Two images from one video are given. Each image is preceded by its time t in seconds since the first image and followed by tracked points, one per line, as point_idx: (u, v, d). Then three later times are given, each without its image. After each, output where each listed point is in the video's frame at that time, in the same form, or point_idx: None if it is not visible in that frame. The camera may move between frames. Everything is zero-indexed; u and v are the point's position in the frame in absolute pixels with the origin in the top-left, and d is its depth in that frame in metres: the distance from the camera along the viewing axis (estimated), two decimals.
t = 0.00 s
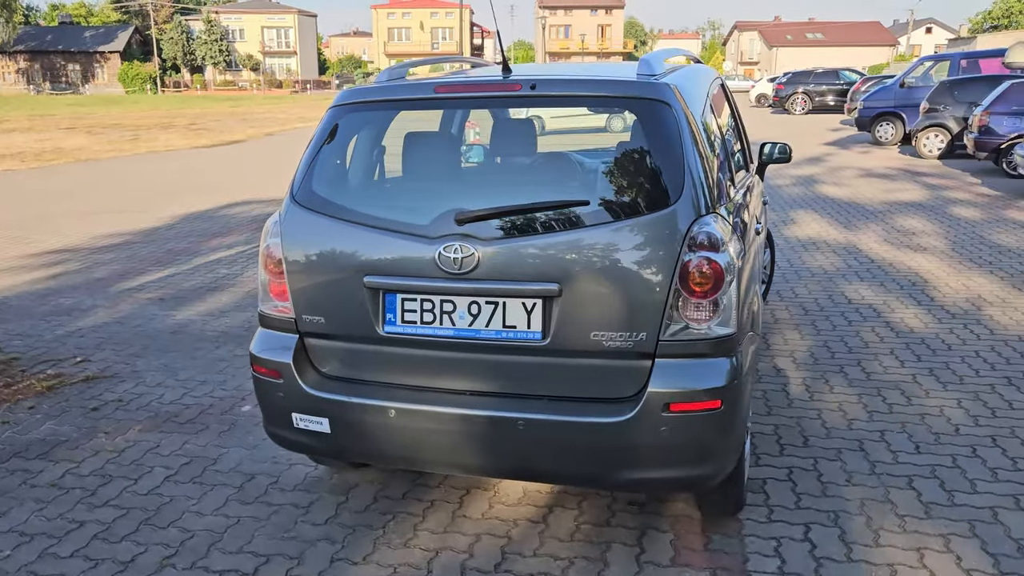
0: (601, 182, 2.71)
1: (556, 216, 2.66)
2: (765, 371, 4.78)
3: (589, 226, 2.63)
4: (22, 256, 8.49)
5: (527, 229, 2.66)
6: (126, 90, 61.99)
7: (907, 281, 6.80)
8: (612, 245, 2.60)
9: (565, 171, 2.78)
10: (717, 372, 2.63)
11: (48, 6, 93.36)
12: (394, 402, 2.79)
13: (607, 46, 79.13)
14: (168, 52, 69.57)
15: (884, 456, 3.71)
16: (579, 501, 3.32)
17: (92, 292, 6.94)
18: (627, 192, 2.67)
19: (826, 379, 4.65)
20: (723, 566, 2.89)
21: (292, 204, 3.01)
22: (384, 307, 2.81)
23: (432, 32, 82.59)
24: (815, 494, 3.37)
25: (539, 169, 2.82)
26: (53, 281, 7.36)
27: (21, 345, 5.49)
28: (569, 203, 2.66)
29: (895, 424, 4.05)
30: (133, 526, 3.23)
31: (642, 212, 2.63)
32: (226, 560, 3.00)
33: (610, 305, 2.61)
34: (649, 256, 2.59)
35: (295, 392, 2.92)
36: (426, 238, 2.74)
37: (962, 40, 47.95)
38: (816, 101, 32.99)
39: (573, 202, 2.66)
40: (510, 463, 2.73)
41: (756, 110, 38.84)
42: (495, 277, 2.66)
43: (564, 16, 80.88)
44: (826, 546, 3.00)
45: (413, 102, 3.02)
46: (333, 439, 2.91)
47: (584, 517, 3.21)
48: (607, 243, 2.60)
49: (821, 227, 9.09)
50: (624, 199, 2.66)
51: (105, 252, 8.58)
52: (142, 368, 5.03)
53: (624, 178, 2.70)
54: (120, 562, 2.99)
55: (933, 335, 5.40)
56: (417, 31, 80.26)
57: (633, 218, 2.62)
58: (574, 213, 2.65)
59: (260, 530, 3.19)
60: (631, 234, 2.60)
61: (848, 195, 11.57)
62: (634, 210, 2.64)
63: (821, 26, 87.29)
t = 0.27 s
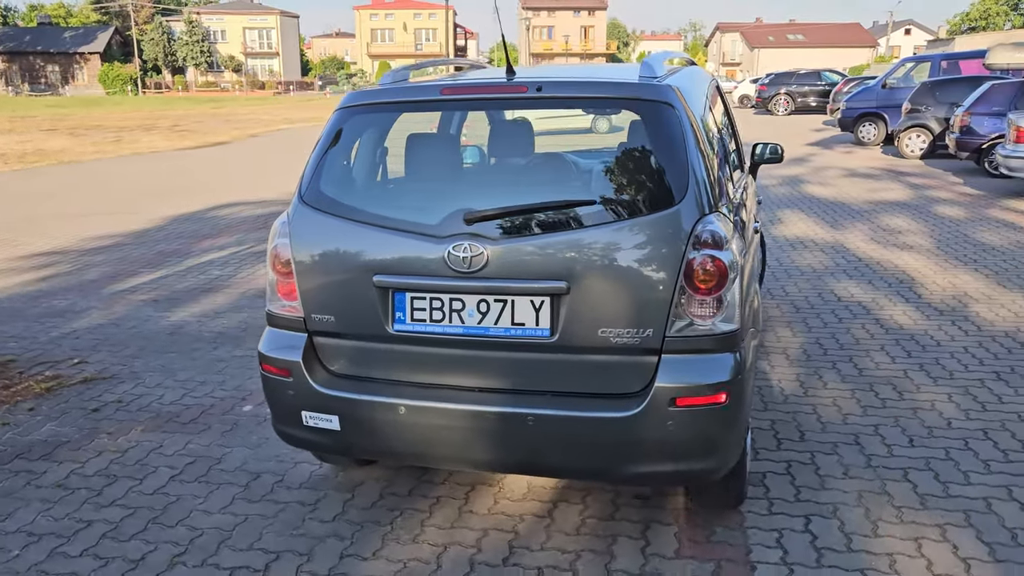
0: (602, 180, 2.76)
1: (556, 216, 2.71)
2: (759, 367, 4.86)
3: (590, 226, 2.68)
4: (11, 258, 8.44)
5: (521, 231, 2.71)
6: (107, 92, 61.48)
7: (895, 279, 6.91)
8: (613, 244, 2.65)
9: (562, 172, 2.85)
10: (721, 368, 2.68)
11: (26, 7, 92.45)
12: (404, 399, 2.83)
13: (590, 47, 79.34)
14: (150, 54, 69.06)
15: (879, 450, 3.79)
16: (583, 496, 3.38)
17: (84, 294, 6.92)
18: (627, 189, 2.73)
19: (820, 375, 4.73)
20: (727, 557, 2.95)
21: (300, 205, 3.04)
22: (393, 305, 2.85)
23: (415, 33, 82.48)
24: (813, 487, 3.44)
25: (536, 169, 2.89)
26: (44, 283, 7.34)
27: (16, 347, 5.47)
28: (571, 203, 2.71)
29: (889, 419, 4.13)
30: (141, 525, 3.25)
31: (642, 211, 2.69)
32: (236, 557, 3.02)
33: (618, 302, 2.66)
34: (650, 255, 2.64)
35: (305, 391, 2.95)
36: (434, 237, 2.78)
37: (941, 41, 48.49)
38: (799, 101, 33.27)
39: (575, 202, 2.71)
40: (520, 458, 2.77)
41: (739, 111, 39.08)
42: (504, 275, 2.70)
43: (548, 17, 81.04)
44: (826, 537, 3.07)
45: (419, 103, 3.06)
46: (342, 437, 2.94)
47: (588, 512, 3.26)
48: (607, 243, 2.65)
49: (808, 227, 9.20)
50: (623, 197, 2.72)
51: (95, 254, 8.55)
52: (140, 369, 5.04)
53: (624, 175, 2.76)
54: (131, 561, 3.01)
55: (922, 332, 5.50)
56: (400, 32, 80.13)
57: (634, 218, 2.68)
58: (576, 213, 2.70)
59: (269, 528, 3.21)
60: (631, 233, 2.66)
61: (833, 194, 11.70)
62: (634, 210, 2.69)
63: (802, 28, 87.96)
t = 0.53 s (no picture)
0: (602, 178, 2.83)
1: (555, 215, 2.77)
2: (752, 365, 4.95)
3: (590, 225, 2.74)
4: None
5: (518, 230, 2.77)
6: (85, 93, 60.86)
7: (880, 277, 7.03)
8: (612, 243, 2.71)
9: (558, 172, 2.90)
10: (724, 362, 2.75)
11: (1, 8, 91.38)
12: (413, 396, 2.88)
13: (571, 48, 79.56)
14: (128, 55, 68.45)
15: (871, 443, 3.89)
16: (585, 490, 3.44)
17: (75, 296, 6.90)
18: (626, 186, 2.80)
19: (811, 371, 4.82)
20: (729, 548, 3.02)
21: (308, 205, 3.08)
22: (402, 303, 2.90)
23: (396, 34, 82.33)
24: (809, 480, 3.52)
25: (533, 169, 2.94)
26: (34, 286, 7.30)
27: (10, 349, 5.46)
28: (570, 203, 2.78)
29: (880, 413, 4.23)
30: (149, 523, 3.27)
31: (642, 209, 2.75)
32: (246, 554, 3.06)
33: (624, 298, 2.72)
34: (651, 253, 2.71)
35: (314, 388, 2.99)
36: (443, 236, 2.83)
37: (917, 43, 49.09)
38: (780, 102, 33.56)
39: (575, 201, 2.78)
40: (528, 452, 2.83)
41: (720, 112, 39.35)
42: (511, 273, 2.76)
43: (529, 19, 81.23)
44: (824, 527, 3.15)
45: (424, 104, 3.11)
46: (351, 433, 2.98)
47: (591, 505, 3.32)
48: (604, 243, 2.71)
49: (793, 226, 9.33)
50: (621, 193, 2.79)
51: (84, 256, 8.51)
52: (138, 371, 5.05)
53: (623, 172, 2.83)
54: (141, 558, 3.04)
55: (909, 328, 5.61)
56: (382, 34, 79.98)
57: (634, 216, 2.74)
58: (576, 213, 2.76)
59: (276, 525, 3.25)
60: (631, 232, 2.72)
61: (816, 194, 11.85)
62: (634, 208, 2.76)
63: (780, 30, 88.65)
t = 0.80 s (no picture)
0: (596, 179, 2.88)
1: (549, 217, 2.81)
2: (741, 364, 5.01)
3: (586, 228, 2.78)
4: None
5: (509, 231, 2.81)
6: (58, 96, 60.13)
7: (863, 276, 7.14)
8: (607, 245, 2.76)
9: (549, 175, 2.95)
10: (721, 361, 2.81)
11: None
12: (415, 397, 2.91)
13: (550, 50, 79.76)
14: (103, 57, 67.74)
15: (861, 439, 3.96)
16: (583, 489, 3.48)
17: (60, 301, 6.84)
18: (620, 187, 2.85)
19: (798, 369, 4.90)
20: (726, 544, 3.07)
21: (308, 208, 3.09)
22: (404, 306, 2.93)
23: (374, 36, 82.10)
24: (802, 476, 3.58)
25: (525, 170, 2.99)
26: (17, 290, 7.23)
27: None
28: (564, 206, 2.82)
29: (868, 410, 4.31)
30: (148, 527, 3.27)
31: (638, 211, 2.80)
32: (248, 556, 3.07)
33: (625, 299, 2.77)
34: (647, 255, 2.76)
35: (316, 391, 3.01)
36: (444, 239, 2.86)
37: (891, 46, 49.75)
38: (757, 104, 33.85)
39: (569, 204, 2.81)
40: (530, 451, 2.87)
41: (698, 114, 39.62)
42: (513, 275, 2.79)
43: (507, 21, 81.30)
44: (818, 522, 3.21)
45: (423, 109, 3.13)
46: (353, 435, 3.01)
47: (589, 504, 3.36)
48: (598, 243, 2.76)
49: (776, 226, 9.43)
50: (615, 194, 2.83)
51: (66, 260, 8.43)
52: (128, 375, 5.02)
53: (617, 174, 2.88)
54: (142, 562, 3.04)
55: (892, 326, 5.72)
56: (360, 35, 79.73)
57: (634, 218, 2.79)
58: (571, 217, 2.80)
59: (277, 527, 3.26)
60: (626, 234, 2.77)
61: (797, 195, 11.98)
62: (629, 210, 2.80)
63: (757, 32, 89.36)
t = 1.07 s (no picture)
0: (582, 181, 2.88)
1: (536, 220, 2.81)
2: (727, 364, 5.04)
3: (576, 231, 2.78)
4: None
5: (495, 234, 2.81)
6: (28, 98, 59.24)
7: (843, 276, 7.21)
8: (596, 248, 2.76)
9: (536, 177, 2.93)
10: (714, 362, 2.81)
11: None
12: (408, 401, 2.89)
13: (525, 52, 79.91)
14: (73, 59, 66.85)
15: (848, 438, 4.00)
16: (574, 491, 3.48)
17: (37, 307, 6.74)
18: (607, 188, 2.86)
19: (784, 369, 4.94)
20: (720, 544, 3.08)
21: (297, 212, 3.06)
22: (395, 309, 2.90)
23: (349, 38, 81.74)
24: (792, 476, 3.61)
25: (511, 175, 2.96)
26: None
27: None
28: (554, 209, 2.81)
29: (853, 409, 4.35)
30: (136, 536, 3.23)
31: (626, 213, 2.81)
32: (239, 564, 3.03)
33: (618, 301, 2.76)
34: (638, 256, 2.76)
35: (307, 396, 2.98)
36: (436, 242, 2.84)
37: (862, 48, 50.35)
38: (732, 106, 34.11)
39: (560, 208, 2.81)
40: (525, 455, 2.86)
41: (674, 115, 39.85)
42: (506, 277, 2.78)
43: (483, 23, 81.30)
44: (809, 522, 3.23)
45: (413, 112, 3.11)
46: (345, 440, 2.98)
47: (581, 506, 3.36)
48: (587, 246, 2.76)
49: (756, 227, 9.50)
50: (602, 196, 2.84)
51: (42, 265, 8.30)
52: (110, 382, 4.95)
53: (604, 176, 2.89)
54: (131, 572, 2.99)
55: (874, 326, 5.78)
56: (335, 38, 79.35)
57: (626, 221, 2.79)
58: (561, 220, 2.80)
59: (267, 534, 3.23)
60: (615, 236, 2.77)
61: (775, 196, 12.08)
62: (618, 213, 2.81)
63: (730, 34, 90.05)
